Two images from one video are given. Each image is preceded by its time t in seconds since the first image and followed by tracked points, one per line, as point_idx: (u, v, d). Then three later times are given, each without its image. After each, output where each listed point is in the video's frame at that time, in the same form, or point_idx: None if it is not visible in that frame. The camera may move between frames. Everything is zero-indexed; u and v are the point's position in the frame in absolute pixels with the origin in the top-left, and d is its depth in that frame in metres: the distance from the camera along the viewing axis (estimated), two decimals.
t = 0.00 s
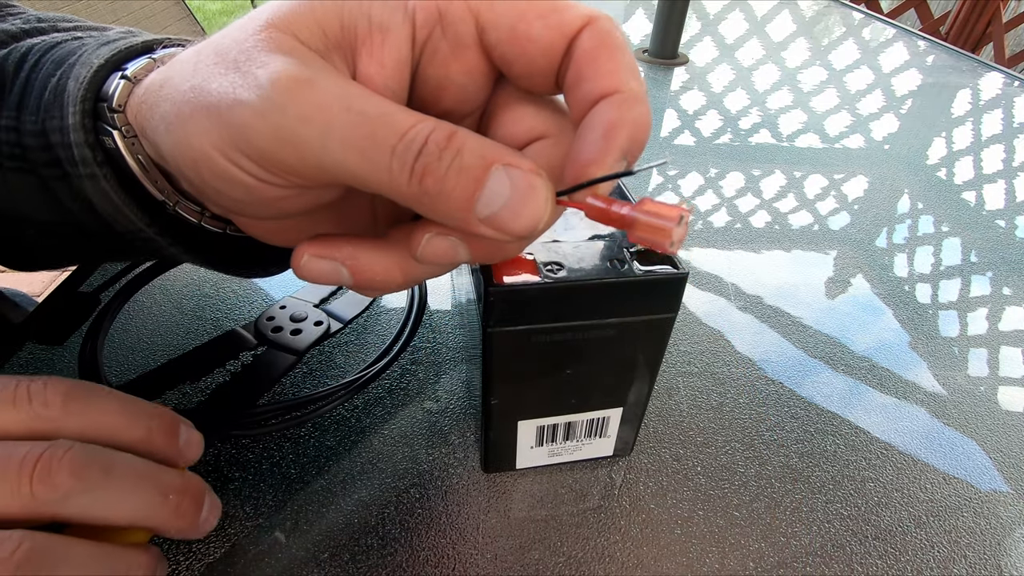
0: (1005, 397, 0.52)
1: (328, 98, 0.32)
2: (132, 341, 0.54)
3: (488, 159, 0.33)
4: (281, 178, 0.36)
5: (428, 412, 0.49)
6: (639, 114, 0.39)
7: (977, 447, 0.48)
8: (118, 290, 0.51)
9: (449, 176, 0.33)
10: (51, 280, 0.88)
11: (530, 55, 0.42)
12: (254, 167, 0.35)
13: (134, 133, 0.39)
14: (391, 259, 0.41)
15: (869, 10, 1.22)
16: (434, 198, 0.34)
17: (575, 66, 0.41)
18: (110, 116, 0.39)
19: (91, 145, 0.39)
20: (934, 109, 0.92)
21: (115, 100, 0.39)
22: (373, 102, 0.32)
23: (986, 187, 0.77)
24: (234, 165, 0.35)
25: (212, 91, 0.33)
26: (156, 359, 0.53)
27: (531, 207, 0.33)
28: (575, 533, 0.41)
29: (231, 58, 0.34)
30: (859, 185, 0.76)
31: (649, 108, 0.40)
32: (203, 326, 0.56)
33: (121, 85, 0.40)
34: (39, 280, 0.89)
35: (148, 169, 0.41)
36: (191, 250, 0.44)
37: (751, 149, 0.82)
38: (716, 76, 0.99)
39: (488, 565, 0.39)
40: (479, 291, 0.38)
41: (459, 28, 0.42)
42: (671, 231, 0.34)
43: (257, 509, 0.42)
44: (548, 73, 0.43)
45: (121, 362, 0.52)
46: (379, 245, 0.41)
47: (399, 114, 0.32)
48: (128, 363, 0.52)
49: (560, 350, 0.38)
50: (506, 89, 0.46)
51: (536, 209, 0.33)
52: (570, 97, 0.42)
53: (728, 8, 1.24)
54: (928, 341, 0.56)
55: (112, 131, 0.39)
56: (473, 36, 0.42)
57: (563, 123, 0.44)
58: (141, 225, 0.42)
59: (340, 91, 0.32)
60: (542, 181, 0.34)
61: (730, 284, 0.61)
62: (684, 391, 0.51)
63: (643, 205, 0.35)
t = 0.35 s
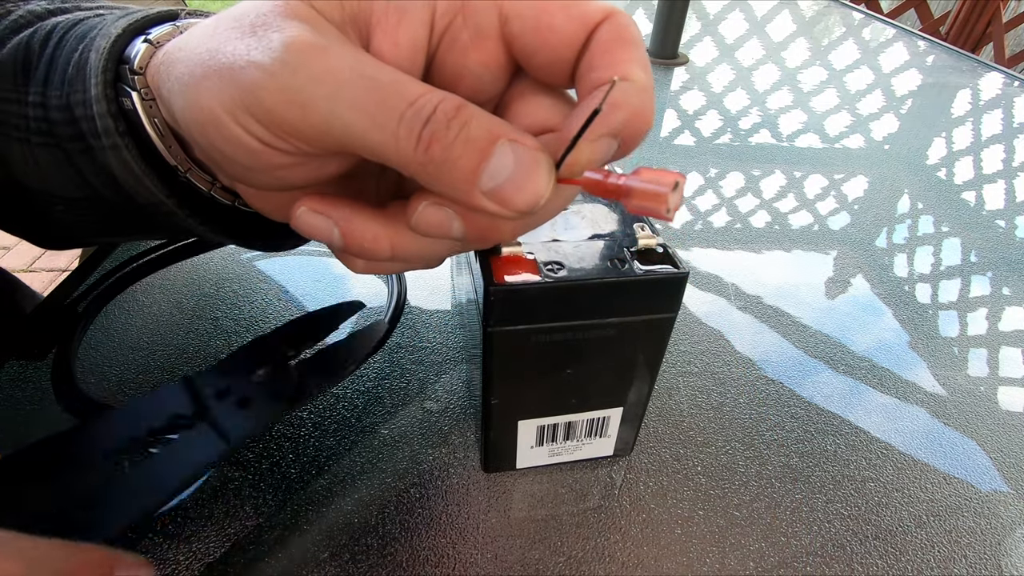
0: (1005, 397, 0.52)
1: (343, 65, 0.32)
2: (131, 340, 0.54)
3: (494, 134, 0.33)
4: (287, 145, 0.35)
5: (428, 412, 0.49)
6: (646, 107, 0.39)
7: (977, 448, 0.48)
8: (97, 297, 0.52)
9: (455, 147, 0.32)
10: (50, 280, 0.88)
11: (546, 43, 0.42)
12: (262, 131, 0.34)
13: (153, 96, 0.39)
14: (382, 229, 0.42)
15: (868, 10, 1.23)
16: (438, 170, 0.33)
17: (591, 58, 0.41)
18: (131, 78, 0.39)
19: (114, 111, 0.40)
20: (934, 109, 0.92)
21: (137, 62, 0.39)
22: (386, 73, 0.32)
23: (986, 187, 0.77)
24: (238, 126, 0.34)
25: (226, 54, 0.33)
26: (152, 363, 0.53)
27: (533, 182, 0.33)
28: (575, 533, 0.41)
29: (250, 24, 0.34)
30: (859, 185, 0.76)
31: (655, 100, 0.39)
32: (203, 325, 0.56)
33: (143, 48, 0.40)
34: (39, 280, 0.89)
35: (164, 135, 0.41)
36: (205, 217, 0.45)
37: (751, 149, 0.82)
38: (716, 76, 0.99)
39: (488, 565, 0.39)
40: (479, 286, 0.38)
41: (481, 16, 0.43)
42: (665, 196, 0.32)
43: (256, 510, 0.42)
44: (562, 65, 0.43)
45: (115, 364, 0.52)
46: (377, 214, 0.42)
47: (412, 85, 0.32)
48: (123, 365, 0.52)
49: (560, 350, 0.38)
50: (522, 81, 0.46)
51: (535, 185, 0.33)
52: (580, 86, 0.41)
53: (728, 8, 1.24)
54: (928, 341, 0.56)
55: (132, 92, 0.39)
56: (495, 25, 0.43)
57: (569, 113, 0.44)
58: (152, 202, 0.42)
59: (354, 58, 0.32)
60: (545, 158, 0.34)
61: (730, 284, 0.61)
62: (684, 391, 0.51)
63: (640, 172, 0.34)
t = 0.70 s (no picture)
0: (1005, 397, 0.52)
1: (318, 59, 0.32)
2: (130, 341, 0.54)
3: (464, 129, 0.32)
4: (268, 140, 0.36)
5: (428, 412, 0.49)
6: (619, 120, 0.37)
7: (977, 447, 0.48)
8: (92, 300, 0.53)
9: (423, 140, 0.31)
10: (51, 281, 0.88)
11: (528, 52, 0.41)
12: (243, 127, 0.35)
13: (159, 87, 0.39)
14: (362, 221, 0.41)
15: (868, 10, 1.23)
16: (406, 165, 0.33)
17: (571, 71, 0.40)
18: (137, 70, 0.39)
19: (122, 104, 0.40)
20: (934, 109, 0.92)
21: (143, 56, 0.40)
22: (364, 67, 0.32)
23: (986, 187, 0.77)
24: (223, 121, 0.35)
25: (218, 52, 0.34)
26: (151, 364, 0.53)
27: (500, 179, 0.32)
28: (575, 533, 0.41)
29: (240, 26, 0.35)
30: (859, 185, 0.76)
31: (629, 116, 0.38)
32: (203, 325, 0.56)
33: (149, 42, 0.40)
34: (39, 281, 0.89)
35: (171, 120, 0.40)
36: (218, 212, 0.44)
37: (751, 149, 0.82)
38: (716, 76, 0.99)
39: (488, 565, 0.39)
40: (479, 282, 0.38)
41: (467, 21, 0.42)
42: (611, 197, 0.31)
43: (256, 509, 0.42)
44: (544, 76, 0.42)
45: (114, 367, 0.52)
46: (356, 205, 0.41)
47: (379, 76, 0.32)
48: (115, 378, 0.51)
49: (560, 350, 0.38)
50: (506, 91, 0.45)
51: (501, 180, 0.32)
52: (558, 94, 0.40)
53: (728, 8, 1.24)
54: (928, 341, 0.56)
55: (139, 84, 0.39)
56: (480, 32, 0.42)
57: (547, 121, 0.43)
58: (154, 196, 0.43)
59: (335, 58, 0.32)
60: (513, 158, 0.33)
61: (730, 284, 0.61)
62: (683, 391, 0.51)
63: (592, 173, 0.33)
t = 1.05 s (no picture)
0: (1005, 397, 0.52)
1: (303, 63, 0.32)
2: (131, 341, 0.54)
3: (444, 136, 0.32)
4: (253, 143, 0.36)
5: (428, 412, 0.49)
6: (602, 140, 0.38)
7: (976, 447, 0.48)
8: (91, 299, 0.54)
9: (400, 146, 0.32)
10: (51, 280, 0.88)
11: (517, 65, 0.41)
12: (231, 131, 0.35)
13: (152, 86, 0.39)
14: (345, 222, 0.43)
15: (868, 10, 1.23)
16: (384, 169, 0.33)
17: (558, 87, 0.40)
18: (131, 69, 0.39)
19: (115, 104, 0.39)
20: (934, 109, 0.92)
21: (137, 53, 0.39)
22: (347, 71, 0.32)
23: (986, 187, 0.77)
24: (212, 124, 0.35)
25: (207, 52, 0.34)
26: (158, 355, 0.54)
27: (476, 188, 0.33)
28: (575, 533, 0.41)
29: (229, 28, 0.35)
30: (859, 185, 0.76)
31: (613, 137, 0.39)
32: (204, 325, 0.56)
33: (143, 40, 0.40)
34: (39, 280, 0.89)
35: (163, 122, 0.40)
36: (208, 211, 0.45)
37: (751, 149, 0.82)
38: (716, 76, 0.99)
39: (488, 565, 0.39)
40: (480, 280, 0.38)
41: (457, 33, 0.42)
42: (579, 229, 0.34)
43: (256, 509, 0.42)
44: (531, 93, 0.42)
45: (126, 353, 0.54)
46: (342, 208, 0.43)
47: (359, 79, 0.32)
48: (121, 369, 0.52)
49: (560, 349, 0.38)
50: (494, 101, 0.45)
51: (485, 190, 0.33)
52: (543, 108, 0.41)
53: (728, 8, 1.24)
54: (928, 341, 0.56)
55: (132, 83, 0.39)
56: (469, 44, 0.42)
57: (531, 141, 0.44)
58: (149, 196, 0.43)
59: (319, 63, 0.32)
60: (493, 168, 0.33)
61: (730, 284, 0.61)
62: (684, 391, 0.51)
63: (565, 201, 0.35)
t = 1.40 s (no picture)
0: (1005, 397, 0.52)
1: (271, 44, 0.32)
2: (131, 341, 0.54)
3: (408, 116, 0.31)
4: (226, 127, 0.35)
5: (429, 413, 0.49)
6: (581, 122, 0.37)
7: (977, 447, 0.48)
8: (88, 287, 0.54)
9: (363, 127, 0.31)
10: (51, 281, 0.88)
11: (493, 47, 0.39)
12: (204, 112, 0.35)
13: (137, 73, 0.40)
14: (324, 205, 0.41)
15: (868, 10, 1.23)
16: (347, 151, 0.32)
17: (534, 69, 0.38)
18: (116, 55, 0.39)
19: (101, 92, 0.40)
20: (934, 109, 0.92)
21: (123, 40, 0.39)
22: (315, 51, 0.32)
23: (986, 187, 0.77)
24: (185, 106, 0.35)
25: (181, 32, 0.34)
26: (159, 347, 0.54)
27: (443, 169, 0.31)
28: (575, 533, 0.41)
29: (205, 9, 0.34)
30: (859, 185, 0.76)
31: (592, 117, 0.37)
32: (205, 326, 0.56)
33: (132, 28, 0.40)
34: (39, 281, 0.89)
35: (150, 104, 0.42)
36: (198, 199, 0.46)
37: (751, 149, 0.82)
38: (716, 76, 0.99)
39: (488, 565, 0.39)
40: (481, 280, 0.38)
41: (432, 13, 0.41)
42: (530, 203, 0.32)
43: (256, 509, 0.42)
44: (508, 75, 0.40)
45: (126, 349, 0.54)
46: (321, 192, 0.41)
47: (320, 59, 0.31)
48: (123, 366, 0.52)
49: (560, 350, 0.38)
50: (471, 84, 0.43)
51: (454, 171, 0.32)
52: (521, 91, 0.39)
53: (728, 8, 1.24)
54: (928, 341, 0.56)
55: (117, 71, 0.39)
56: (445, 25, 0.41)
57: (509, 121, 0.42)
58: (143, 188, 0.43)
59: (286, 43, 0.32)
60: (461, 148, 0.32)
61: (730, 284, 0.61)
62: (684, 391, 0.51)
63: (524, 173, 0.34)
